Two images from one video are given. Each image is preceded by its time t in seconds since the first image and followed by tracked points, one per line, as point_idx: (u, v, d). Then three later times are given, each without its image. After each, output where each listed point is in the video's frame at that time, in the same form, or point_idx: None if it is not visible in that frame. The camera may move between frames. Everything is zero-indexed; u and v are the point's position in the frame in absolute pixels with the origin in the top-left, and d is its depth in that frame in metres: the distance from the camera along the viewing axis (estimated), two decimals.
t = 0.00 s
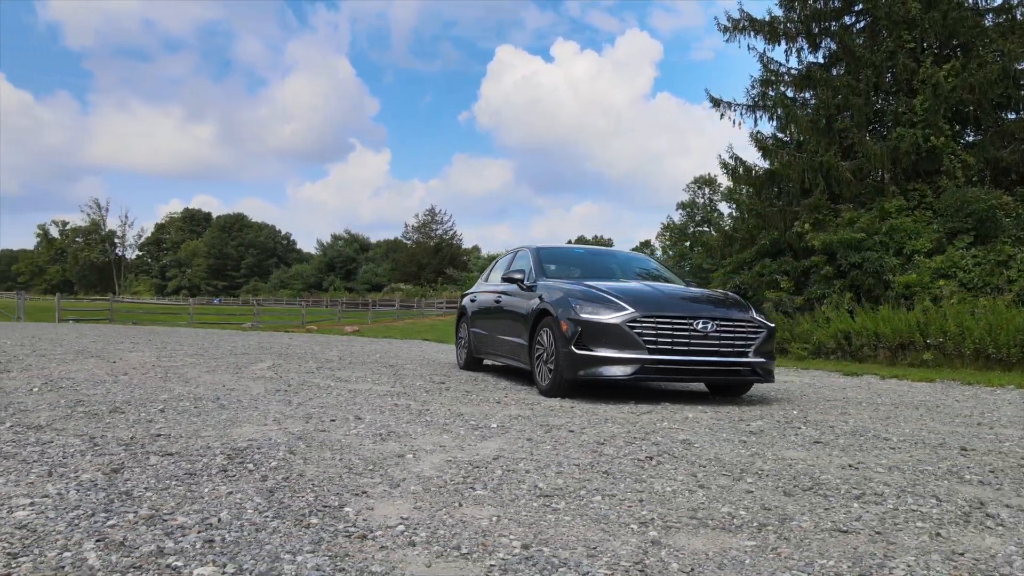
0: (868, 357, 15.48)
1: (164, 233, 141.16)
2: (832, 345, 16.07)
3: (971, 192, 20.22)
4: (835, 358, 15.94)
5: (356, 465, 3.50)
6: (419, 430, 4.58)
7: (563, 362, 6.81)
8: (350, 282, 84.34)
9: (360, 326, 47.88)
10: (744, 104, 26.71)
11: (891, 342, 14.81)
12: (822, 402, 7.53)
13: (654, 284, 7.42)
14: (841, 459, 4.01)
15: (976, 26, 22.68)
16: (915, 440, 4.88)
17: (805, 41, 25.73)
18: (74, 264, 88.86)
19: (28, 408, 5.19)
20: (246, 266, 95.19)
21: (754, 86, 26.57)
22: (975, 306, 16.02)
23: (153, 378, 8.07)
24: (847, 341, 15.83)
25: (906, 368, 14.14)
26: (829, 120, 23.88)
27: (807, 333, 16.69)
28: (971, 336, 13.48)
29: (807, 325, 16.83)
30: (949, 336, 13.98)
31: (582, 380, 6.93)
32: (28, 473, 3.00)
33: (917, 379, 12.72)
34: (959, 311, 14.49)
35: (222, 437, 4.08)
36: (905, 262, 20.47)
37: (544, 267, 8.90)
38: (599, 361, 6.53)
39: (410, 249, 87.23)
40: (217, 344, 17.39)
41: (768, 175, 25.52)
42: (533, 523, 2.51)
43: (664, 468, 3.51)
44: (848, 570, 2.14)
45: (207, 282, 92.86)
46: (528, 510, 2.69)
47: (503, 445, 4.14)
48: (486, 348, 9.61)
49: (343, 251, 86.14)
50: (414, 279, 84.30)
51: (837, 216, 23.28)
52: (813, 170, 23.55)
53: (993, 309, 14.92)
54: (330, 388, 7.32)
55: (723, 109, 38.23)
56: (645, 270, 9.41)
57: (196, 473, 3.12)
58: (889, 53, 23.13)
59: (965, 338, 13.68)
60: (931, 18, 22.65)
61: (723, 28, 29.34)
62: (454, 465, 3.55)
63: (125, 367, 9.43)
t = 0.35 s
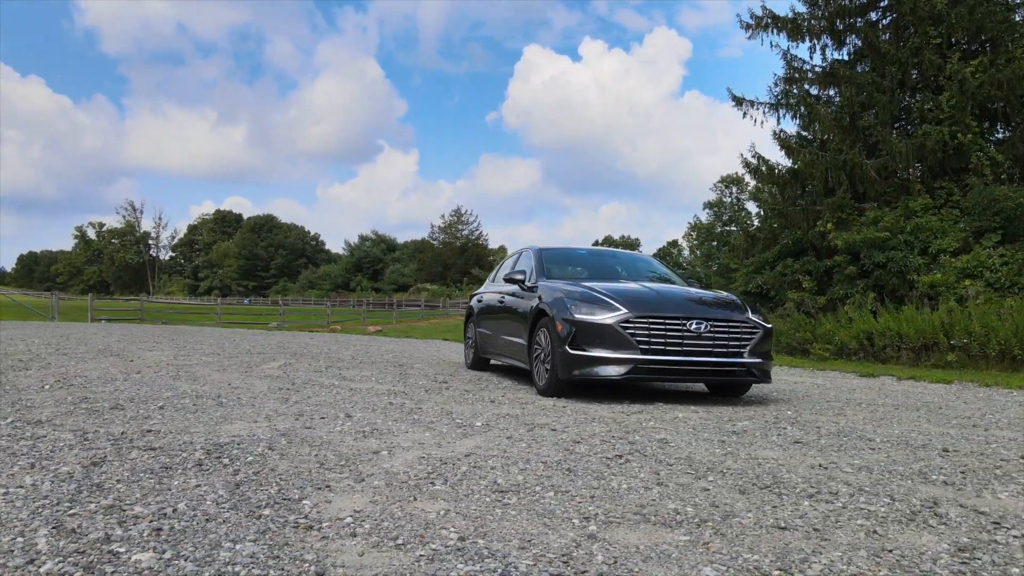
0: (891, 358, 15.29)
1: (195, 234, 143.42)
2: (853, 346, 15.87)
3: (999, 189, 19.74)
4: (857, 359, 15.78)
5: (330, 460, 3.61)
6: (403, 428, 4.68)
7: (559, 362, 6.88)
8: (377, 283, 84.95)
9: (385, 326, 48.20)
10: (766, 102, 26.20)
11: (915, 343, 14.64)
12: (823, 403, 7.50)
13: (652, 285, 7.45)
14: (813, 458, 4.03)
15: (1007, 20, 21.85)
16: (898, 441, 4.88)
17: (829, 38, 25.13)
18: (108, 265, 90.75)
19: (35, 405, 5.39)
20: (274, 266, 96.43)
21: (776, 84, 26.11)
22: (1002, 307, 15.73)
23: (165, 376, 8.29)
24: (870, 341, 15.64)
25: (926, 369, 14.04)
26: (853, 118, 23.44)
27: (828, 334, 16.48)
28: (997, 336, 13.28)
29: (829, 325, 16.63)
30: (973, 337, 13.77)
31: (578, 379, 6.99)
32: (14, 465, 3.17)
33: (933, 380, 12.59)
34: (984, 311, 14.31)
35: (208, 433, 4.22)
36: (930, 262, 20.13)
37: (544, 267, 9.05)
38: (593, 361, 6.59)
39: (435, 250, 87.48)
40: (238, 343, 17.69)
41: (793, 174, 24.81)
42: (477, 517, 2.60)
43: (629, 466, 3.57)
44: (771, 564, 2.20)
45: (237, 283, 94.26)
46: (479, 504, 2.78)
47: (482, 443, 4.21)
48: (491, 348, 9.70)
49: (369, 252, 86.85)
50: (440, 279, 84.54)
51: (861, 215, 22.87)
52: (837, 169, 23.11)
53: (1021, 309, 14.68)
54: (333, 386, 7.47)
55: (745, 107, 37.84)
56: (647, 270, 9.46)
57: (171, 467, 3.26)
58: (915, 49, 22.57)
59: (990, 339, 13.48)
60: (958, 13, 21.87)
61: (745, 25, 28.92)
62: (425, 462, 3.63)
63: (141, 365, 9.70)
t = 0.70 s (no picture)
0: (913, 359, 15.11)
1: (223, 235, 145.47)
2: (874, 347, 15.70)
3: None
4: (877, 360, 15.59)
5: (309, 456, 3.71)
6: (391, 426, 4.79)
7: (555, 361, 6.93)
8: (401, 283, 85.41)
9: (409, 326, 48.43)
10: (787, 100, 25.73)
11: (936, 345, 14.50)
12: (823, 403, 7.48)
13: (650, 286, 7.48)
14: (788, 458, 4.05)
15: None
16: (883, 441, 4.87)
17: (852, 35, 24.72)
18: (140, 266, 92.48)
19: (43, 402, 5.57)
20: (300, 267, 97.47)
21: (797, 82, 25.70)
22: None
23: (176, 374, 8.49)
24: (891, 342, 15.46)
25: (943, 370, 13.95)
26: (875, 116, 23.01)
27: (849, 335, 16.29)
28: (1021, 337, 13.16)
29: (849, 326, 16.42)
30: (997, 339, 13.67)
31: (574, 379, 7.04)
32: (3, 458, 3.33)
33: (949, 381, 12.45)
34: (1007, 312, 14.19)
35: (198, 430, 4.35)
36: (954, 262, 19.81)
37: (546, 268, 9.15)
38: (589, 361, 6.63)
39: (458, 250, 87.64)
40: (256, 343, 17.96)
41: (815, 173, 24.32)
42: (431, 512, 2.67)
43: (599, 464, 3.62)
44: (706, 558, 2.25)
45: (264, 283, 95.43)
46: (439, 499, 2.86)
47: (464, 441, 4.29)
48: (495, 347, 9.78)
49: (393, 252, 87.40)
50: (463, 279, 84.71)
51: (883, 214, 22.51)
52: (858, 168, 22.73)
53: None
54: (335, 386, 7.60)
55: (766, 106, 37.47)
56: (649, 271, 9.50)
57: (152, 462, 3.38)
58: (939, 45, 22.06)
59: (1014, 341, 13.41)
60: (983, 7, 21.31)
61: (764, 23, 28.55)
62: (402, 458, 3.72)
63: (156, 364, 9.93)
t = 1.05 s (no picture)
0: (936, 360, 14.94)
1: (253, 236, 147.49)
2: (897, 347, 15.50)
3: None
4: (900, 361, 15.40)
5: (289, 451, 3.84)
6: (380, 424, 4.90)
7: (551, 361, 7.00)
8: (428, 283, 85.80)
9: (435, 326, 48.67)
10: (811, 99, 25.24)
11: (962, 345, 14.32)
12: (825, 403, 7.44)
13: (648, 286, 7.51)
14: (763, 458, 4.08)
15: None
16: (868, 441, 4.88)
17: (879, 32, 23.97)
18: (172, 266, 94.21)
19: (54, 399, 5.78)
20: (328, 267, 98.51)
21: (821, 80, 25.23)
22: None
23: (188, 373, 8.73)
24: (914, 342, 15.26)
25: (963, 372, 13.81)
26: (901, 113, 22.53)
27: (872, 335, 16.10)
28: None
29: (873, 326, 16.24)
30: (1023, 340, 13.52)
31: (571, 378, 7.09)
32: None
33: (967, 383, 12.29)
34: None
35: (190, 426, 4.50)
36: (981, 261, 19.48)
37: (548, 268, 9.26)
38: (584, 361, 6.68)
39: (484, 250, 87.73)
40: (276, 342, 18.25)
41: (840, 172, 23.94)
42: (388, 504, 2.77)
43: (569, 462, 3.68)
44: (641, 551, 2.31)
45: (293, 283, 96.54)
46: (400, 493, 2.96)
47: (447, 439, 4.37)
48: (501, 348, 9.86)
49: (418, 253, 87.88)
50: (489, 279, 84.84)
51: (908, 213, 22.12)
52: (882, 166, 22.32)
53: None
54: (339, 384, 7.76)
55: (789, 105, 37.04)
56: (652, 272, 9.52)
57: (138, 456, 3.54)
58: (966, 40, 21.52)
59: None
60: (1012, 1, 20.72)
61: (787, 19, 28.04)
62: (380, 455, 3.81)
63: (172, 362, 10.20)
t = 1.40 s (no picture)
0: (959, 361, 14.75)
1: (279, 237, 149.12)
2: (920, 348, 15.32)
3: None
4: (922, 362, 15.22)
5: (273, 448, 3.93)
6: (372, 422, 4.99)
7: (550, 360, 7.05)
8: (451, 283, 86.04)
9: (458, 326, 48.75)
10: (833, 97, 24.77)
11: (986, 346, 14.11)
12: (827, 404, 7.40)
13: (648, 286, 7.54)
14: (741, 457, 4.10)
15: None
16: (855, 441, 4.88)
17: (903, 28, 23.36)
18: (201, 267, 95.61)
19: (63, 396, 5.95)
20: (353, 267, 99.38)
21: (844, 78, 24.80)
22: None
23: (200, 371, 8.92)
24: (938, 343, 15.07)
25: (981, 373, 13.64)
26: (925, 111, 22.09)
27: (895, 336, 15.92)
28: None
29: (895, 326, 16.07)
30: None
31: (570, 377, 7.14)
32: None
33: (985, 386, 12.11)
34: None
35: (185, 423, 4.62)
36: (1007, 261, 19.11)
37: (554, 270, 9.26)
38: (580, 360, 6.73)
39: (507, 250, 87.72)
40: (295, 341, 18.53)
41: (863, 171, 23.55)
42: (355, 498, 2.87)
43: (546, 460, 3.74)
44: (588, 544, 2.38)
45: (319, 284, 97.37)
46: (369, 488, 3.05)
47: (434, 437, 4.44)
48: (507, 348, 9.91)
49: (441, 253, 88.22)
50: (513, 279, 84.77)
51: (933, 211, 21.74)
52: (905, 164, 21.93)
53: None
54: (344, 383, 7.87)
55: (811, 103, 36.61)
56: (657, 273, 9.52)
57: (129, 450, 3.68)
58: (992, 35, 21.05)
59: None
60: None
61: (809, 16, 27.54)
62: (361, 452, 3.88)
63: (187, 361, 10.41)
